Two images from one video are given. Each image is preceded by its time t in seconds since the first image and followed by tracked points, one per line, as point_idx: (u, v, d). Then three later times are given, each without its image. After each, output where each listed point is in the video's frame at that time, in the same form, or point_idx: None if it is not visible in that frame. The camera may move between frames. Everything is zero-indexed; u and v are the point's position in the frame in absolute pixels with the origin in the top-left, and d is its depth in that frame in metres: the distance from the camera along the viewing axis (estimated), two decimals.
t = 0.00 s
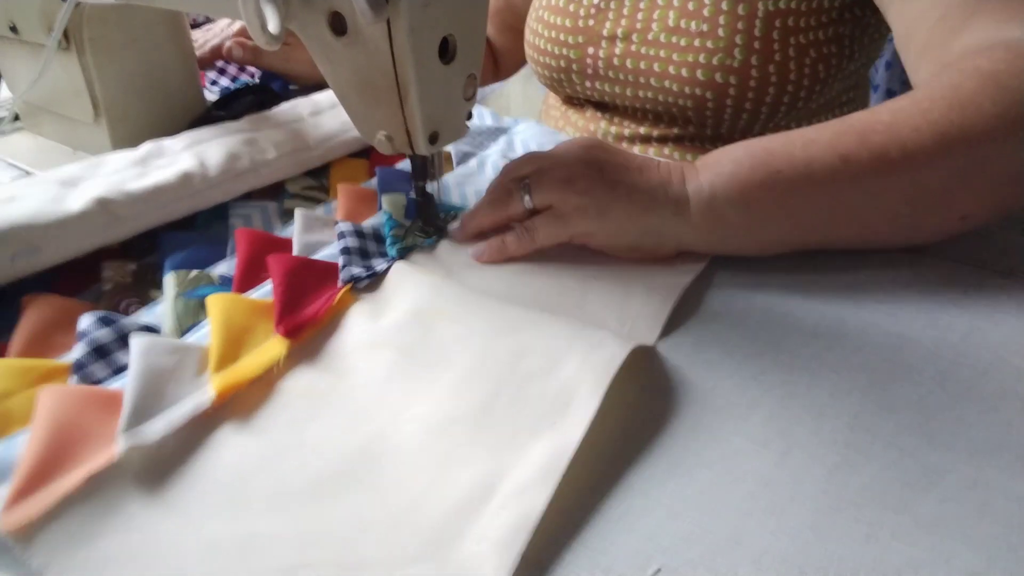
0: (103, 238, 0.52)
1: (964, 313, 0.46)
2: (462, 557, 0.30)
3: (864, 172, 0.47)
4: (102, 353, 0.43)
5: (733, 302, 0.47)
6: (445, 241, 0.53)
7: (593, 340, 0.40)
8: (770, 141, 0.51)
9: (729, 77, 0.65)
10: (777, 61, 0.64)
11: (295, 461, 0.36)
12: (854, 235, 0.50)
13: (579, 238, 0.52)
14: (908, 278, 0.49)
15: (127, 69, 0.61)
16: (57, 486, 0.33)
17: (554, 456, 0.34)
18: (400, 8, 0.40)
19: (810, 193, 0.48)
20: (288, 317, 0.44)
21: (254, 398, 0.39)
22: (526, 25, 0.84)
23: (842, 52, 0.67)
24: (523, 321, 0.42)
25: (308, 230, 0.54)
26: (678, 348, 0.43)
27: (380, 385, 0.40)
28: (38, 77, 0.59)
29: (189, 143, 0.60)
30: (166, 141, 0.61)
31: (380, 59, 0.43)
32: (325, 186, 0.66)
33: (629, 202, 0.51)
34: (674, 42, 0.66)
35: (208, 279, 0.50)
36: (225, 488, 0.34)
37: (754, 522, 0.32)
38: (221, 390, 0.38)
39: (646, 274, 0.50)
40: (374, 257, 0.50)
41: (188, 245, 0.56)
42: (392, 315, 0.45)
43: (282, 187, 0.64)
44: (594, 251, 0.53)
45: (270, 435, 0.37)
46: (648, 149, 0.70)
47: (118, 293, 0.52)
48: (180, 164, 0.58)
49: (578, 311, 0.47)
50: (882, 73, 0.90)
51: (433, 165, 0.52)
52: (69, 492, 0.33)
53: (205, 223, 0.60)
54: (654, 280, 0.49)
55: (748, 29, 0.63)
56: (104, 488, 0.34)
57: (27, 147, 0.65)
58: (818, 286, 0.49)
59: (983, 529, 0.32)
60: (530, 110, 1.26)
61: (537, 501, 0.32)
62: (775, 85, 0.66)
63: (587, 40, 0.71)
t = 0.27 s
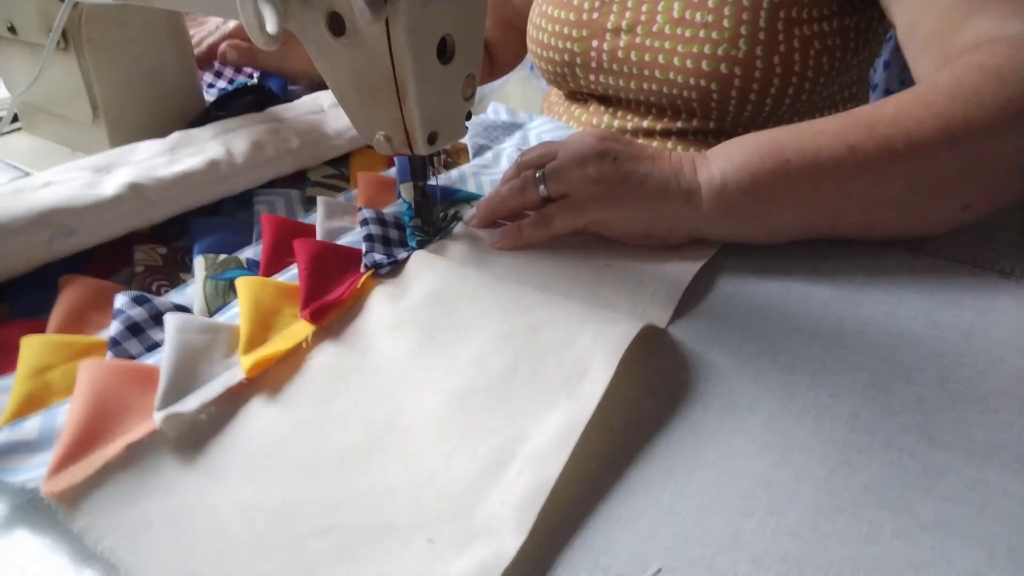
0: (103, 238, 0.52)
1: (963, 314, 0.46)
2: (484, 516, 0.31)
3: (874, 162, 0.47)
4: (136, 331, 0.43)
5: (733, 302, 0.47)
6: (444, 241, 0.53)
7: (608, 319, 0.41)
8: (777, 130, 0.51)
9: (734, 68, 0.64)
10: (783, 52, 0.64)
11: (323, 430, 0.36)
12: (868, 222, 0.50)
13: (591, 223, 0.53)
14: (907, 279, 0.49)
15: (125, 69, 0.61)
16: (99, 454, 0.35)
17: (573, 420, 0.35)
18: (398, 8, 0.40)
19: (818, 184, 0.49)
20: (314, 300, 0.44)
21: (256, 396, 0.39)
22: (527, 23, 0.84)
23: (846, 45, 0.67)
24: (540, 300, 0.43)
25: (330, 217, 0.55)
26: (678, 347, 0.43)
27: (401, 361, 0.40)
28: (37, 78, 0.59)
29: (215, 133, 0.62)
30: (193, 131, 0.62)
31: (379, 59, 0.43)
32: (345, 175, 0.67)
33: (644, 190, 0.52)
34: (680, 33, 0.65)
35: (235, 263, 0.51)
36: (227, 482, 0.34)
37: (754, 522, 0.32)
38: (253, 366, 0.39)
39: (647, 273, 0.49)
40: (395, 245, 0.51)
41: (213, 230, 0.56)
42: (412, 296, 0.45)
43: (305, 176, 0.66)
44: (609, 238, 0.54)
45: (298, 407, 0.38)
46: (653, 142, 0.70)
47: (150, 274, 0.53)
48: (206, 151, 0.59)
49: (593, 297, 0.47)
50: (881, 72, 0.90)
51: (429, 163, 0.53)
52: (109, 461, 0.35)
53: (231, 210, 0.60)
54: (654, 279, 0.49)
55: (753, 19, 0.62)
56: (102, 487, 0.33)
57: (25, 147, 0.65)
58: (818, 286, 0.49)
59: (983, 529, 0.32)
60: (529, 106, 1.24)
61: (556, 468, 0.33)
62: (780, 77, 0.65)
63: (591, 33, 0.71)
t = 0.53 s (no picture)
0: (102, 238, 0.52)
1: (961, 315, 0.46)
2: (482, 522, 0.31)
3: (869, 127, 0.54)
4: (135, 332, 0.43)
5: (733, 301, 0.47)
6: (445, 241, 0.53)
7: (607, 325, 0.41)
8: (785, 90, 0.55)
9: (742, 56, 0.66)
10: (789, 40, 0.66)
11: (318, 432, 0.36)
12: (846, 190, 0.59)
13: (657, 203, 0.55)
14: (905, 280, 0.50)
15: (125, 69, 0.61)
16: (98, 452, 0.35)
17: (570, 432, 0.35)
18: (398, 9, 0.40)
19: (820, 146, 0.55)
20: (312, 301, 0.44)
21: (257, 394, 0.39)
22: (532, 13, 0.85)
23: (850, 35, 0.69)
24: (541, 304, 0.43)
25: (330, 217, 0.55)
26: (678, 346, 0.43)
27: (400, 362, 0.40)
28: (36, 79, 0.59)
29: (215, 134, 0.62)
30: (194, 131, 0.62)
31: (378, 60, 0.43)
32: (345, 176, 0.67)
33: (691, 159, 0.55)
34: (688, 22, 0.66)
35: (235, 263, 0.51)
36: (231, 478, 0.34)
37: (753, 522, 0.32)
38: (251, 368, 0.39)
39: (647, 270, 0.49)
40: (395, 245, 0.51)
41: (214, 231, 0.56)
42: (411, 298, 0.45)
43: (304, 176, 0.66)
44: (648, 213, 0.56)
45: (294, 408, 0.38)
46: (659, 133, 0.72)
47: (150, 274, 0.52)
48: (208, 152, 0.59)
49: (592, 295, 0.47)
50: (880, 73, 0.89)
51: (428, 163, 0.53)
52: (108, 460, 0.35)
53: (231, 211, 0.60)
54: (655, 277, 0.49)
55: (761, 9, 0.64)
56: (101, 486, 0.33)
57: (24, 148, 0.65)
58: (817, 286, 0.49)
59: (982, 528, 0.32)
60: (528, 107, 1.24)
61: (554, 472, 0.33)
62: (786, 65, 0.67)
63: (598, 23, 0.72)
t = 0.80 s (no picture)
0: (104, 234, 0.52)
1: (963, 316, 0.46)
2: (461, 531, 0.31)
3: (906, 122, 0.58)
4: (133, 325, 0.43)
5: (735, 301, 0.47)
6: (448, 241, 0.53)
7: (601, 350, 0.41)
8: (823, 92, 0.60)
9: (754, 48, 0.66)
10: (802, 35, 0.66)
11: (306, 432, 0.36)
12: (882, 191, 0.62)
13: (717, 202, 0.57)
14: (907, 282, 0.50)
15: (128, 68, 0.61)
16: (86, 445, 0.35)
17: (554, 451, 0.34)
18: (401, 9, 0.40)
19: (863, 134, 0.58)
20: (309, 299, 0.44)
21: (254, 391, 0.39)
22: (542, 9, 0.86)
23: (862, 34, 0.70)
24: (540, 323, 0.43)
25: (333, 215, 0.55)
26: (680, 348, 0.43)
27: (395, 365, 0.40)
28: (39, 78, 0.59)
29: (223, 132, 0.62)
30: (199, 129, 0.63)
31: (381, 60, 0.43)
32: (350, 174, 0.67)
33: (747, 158, 0.58)
34: (701, 14, 0.67)
35: (236, 259, 0.51)
36: (224, 475, 0.34)
37: (755, 523, 0.32)
38: (244, 364, 0.39)
39: (651, 270, 0.50)
40: (396, 245, 0.51)
41: (216, 227, 0.56)
42: (410, 302, 0.45)
43: (310, 175, 0.66)
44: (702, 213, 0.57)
45: (286, 406, 0.38)
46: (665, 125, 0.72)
47: (152, 268, 0.52)
48: (212, 146, 0.59)
49: (596, 294, 0.47)
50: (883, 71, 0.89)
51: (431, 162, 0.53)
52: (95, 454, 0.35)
53: (236, 207, 0.60)
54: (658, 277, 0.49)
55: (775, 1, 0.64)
56: (106, 484, 0.34)
57: (27, 147, 0.65)
58: (819, 287, 0.49)
59: (983, 530, 0.32)
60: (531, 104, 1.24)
61: (536, 488, 0.33)
62: (798, 59, 0.67)
63: (610, 14, 0.73)
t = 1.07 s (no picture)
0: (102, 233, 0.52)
1: (961, 315, 0.46)
2: (452, 531, 0.31)
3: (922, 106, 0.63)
4: (129, 323, 0.43)
5: (733, 301, 0.47)
6: (446, 241, 0.53)
7: (596, 353, 0.41)
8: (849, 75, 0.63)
9: (747, 40, 0.66)
10: (794, 27, 0.66)
11: (301, 431, 0.36)
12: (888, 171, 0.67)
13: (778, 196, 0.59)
14: (904, 282, 0.50)
15: (125, 68, 0.61)
16: (81, 445, 0.35)
17: (548, 452, 0.34)
18: (398, 8, 0.40)
19: (893, 117, 0.62)
20: (306, 298, 0.44)
21: (249, 390, 0.39)
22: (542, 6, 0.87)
23: (856, 27, 0.70)
24: (537, 324, 0.43)
25: (331, 215, 0.55)
26: (679, 347, 0.43)
27: (389, 364, 0.40)
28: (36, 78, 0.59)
29: (224, 128, 0.62)
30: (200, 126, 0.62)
31: (378, 60, 0.43)
32: (350, 173, 0.67)
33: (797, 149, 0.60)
34: (694, 6, 0.68)
35: (233, 258, 0.51)
36: (218, 473, 0.34)
37: (753, 522, 0.32)
38: (239, 364, 0.39)
39: (649, 269, 0.50)
40: (394, 244, 0.51)
41: (215, 226, 0.56)
42: (406, 301, 0.45)
43: (309, 173, 0.66)
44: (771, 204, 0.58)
45: (280, 404, 0.38)
46: (661, 125, 0.74)
47: (150, 267, 0.52)
48: (213, 146, 0.59)
49: (591, 295, 0.47)
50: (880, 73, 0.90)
51: (428, 162, 0.52)
52: (90, 453, 0.35)
53: (236, 206, 0.60)
54: (657, 275, 0.49)
55: None
56: (102, 484, 0.33)
57: (24, 147, 0.65)
58: (818, 286, 0.49)
59: (982, 529, 0.32)
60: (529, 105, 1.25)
61: (528, 488, 0.32)
62: (791, 52, 0.67)
63: (605, 9, 0.74)
